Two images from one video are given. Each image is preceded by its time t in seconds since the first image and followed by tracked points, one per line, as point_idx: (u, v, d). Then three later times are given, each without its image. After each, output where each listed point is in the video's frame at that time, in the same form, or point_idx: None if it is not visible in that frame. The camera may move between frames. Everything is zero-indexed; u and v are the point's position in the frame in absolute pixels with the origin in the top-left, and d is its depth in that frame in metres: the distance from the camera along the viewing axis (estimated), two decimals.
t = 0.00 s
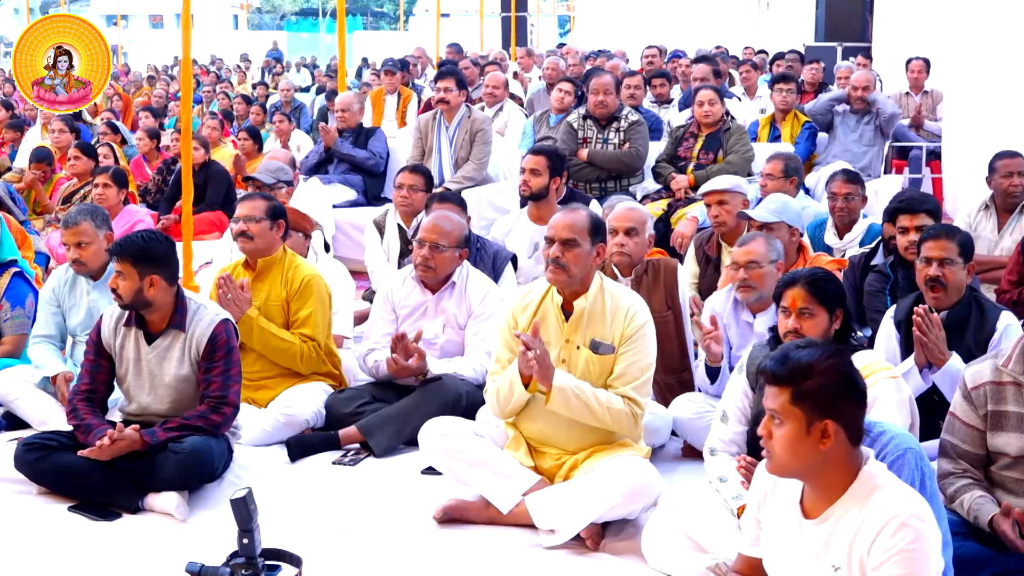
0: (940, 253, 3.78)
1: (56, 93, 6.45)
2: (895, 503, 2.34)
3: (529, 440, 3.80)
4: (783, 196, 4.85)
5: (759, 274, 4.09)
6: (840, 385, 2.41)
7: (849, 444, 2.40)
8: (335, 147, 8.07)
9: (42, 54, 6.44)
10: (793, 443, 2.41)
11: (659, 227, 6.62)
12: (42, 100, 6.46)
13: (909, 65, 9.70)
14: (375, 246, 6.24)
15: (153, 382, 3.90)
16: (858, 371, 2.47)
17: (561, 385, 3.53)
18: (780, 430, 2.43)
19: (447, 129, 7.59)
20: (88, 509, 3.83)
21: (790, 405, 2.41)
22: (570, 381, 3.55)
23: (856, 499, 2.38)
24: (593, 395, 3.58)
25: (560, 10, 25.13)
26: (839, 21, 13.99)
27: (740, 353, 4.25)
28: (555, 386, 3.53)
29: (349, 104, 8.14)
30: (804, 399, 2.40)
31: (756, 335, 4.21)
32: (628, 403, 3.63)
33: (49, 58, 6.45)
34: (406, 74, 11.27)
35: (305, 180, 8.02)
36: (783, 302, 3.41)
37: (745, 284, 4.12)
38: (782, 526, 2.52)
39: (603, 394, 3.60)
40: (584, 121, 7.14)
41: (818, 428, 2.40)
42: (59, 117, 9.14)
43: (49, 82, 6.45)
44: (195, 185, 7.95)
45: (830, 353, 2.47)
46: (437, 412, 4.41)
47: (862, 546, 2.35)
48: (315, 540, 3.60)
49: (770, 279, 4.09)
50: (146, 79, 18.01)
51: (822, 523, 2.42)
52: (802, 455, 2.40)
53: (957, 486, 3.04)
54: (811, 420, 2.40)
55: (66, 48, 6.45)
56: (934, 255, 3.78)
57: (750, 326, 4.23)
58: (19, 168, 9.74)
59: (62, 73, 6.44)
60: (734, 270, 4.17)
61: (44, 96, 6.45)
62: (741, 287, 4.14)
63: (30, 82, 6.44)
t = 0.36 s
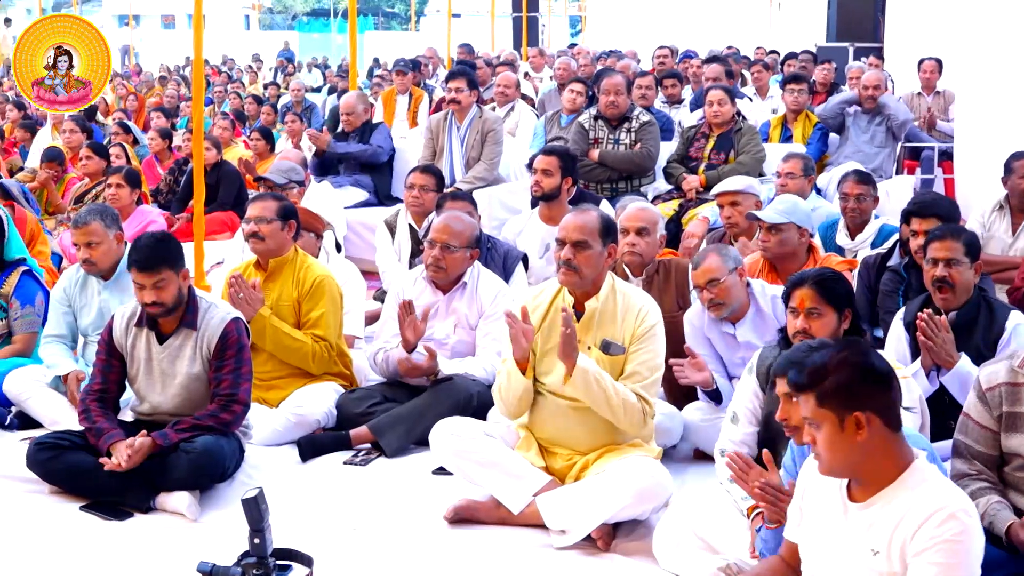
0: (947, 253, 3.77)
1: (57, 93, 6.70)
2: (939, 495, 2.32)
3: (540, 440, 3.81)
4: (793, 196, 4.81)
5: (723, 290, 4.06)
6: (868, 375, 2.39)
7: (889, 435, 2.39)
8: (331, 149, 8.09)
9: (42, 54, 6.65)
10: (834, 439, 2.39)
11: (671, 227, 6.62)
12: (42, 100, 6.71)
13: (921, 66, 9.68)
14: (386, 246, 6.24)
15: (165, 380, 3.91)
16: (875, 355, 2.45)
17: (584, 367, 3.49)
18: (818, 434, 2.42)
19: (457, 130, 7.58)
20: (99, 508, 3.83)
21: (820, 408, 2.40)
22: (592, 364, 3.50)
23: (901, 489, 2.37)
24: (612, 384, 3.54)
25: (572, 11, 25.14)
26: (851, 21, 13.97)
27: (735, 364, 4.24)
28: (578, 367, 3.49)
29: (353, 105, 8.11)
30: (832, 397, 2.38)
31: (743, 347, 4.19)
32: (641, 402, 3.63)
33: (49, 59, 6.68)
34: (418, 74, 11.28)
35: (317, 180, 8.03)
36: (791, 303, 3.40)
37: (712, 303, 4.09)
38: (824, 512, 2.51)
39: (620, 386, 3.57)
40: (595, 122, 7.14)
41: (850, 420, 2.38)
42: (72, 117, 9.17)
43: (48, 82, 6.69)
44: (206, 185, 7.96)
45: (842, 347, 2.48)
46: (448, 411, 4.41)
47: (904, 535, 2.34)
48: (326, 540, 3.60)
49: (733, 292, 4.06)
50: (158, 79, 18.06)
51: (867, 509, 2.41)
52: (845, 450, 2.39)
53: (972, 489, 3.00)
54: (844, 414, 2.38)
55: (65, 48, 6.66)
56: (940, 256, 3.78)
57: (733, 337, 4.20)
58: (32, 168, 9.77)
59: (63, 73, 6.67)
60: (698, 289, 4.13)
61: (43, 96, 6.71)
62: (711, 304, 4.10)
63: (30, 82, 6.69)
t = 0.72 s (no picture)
0: (955, 254, 3.77)
1: (56, 94, 6.47)
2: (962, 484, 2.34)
3: (551, 440, 3.80)
4: (806, 197, 4.80)
5: (743, 294, 4.05)
6: (914, 367, 2.41)
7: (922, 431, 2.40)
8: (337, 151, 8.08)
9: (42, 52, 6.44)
10: (866, 429, 2.40)
11: (683, 227, 6.62)
12: (39, 100, 6.44)
13: (934, 65, 9.66)
14: (398, 246, 6.24)
15: (177, 382, 3.92)
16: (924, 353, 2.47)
17: (590, 385, 3.52)
18: (852, 418, 2.43)
19: (469, 130, 7.59)
20: (111, 508, 3.84)
21: (859, 392, 2.42)
22: (596, 381, 3.53)
23: (926, 479, 2.37)
24: (620, 396, 3.57)
25: (584, 10, 25.14)
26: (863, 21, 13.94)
27: (749, 366, 4.22)
28: (582, 387, 3.52)
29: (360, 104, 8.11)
30: (871, 384, 2.40)
31: (760, 349, 4.17)
32: (654, 406, 3.64)
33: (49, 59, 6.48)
34: (430, 75, 11.29)
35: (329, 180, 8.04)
36: (803, 304, 3.40)
37: (731, 307, 4.07)
38: (844, 504, 2.52)
39: (629, 395, 3.59)
40: (607, 122, 7.14)
41: (888, 411, 2.40)
42: (84, 117, 9.19)
43: (49, 82, 6.48)
44: (219, 185, 7.97)
45: (890, 338, 2.49)
46: (460, 411, 4.41)
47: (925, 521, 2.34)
48: (338, 540, 3.60)
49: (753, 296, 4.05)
50: (170, 79, 18.10)
51: (890, 500, 2.42)
52: (874, 438, 2.40)
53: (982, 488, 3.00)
54: (883, 401, 2.40)
55: (66, 48, 6.52)
56: (949, 256, 3.77)
57: (750, 341, 4.18)
58: (44, 168, 9.79)
59: (62, 73, 6.50)
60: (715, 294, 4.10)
61: (44, 96, 6.47)
62: (730, 308, 4.08)
63: (30, 82, 6.45)
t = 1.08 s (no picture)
0: (968, 253, 3.76)
1: (56, 93, 7.05)
2: (927, 466, 2.34)
3: (563, 441, 3.81)
4: (815, 199, 4.81)
5: (791, 283, 4.08)
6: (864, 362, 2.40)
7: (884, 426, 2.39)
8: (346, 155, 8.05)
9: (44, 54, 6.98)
10: (828, 434, 2.39)
11: (694, 228, 6.62)
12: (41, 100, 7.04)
13: (947, 66, 9.64)
14: (410, 246, 6.24)
15: (188, 383, 3.90)
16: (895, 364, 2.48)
17: (606, 381, 3.51)
18: (812, 424, 2.41)
19: (481, 130, 7.60)
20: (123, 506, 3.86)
21: (819, 399, 2.39)
22: (613, 377, 3.52)
23: (891, 472, 2.37)
24: (634, 394, 3.56)
25: (596, 11, 25.12)
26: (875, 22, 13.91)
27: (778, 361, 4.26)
28: (600, 384, 3.50)
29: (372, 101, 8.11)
30: (834, 388, 2.37)
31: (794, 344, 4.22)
32: (665, 408, 3.64)
33: (49, 59, 7.01)
34: (442, 75, 11.29)
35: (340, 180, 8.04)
36: (817, 304, 3.39)
37: (777, 294, 4.10)
38: (821, 508, 2.51)
39: (643, 395, 3.59)
40: (619, 122, 7.14)
41: (848, 415, 2.38)
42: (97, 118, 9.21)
43: (48, 82, 7.02)
44: (231, 185, 7.99)
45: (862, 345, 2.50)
46: (472, 410, 4.42)
47: (898, 510, 2.33)
48: (350, 540, 3.60)
49: (801, 287, 4.09)
50: (182, 79, 18.13)
51: (861, 500, 2.41)
52: (836, 440, 2.39)
53: (994, 490, 2.99)
54: (841, 404, 2.37)
55: (65, 47, 7.03)
56: (961, 256, 3.77)
57: (784, 334, 4.23)
58: (57, 168, 9.82)
59: (63, 73, 7.03)
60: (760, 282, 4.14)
61: (43, 95, 7.03)
62: (774, 299, 4.12)
63: (30, 82, 7.01)
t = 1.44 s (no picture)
0: (983, 253, 3.75)
1: (56, 94, 7.89)
2: (843, 449, 2.16)
3: (575, 442, 3.80)
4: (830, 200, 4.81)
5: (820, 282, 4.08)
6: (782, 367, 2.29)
7: (809, 434, 2.25)
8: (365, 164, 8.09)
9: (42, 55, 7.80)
10: (755, 441, 2.24)
11: (707, 228, 6.62)
12: (41, 100, 7.87)
13: (961, 66, 9.62)
14: (422, 247, 6.24)
15: (200, 386, 3.90)
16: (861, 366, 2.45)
17: (610, 400, 3.54)
18: (741, 440, 2.25)
19: (494, 130, 7.60)
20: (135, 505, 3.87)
21: (744, 408, 2.25)
22: (618, 395, 3.55)
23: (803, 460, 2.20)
24: (641, 406, 3.57)
25: (609, 12, 25.14)
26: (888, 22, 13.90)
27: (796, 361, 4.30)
28: (605, 403, 3.54)
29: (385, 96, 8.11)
30: (752, 396, 2.24)
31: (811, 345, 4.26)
32: (677, 413, 3.64)
33: (49, 59, 7.85)
34: (455, 74, 11.31)
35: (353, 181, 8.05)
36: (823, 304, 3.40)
37: (803, 294, 4.11)
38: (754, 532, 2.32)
39: (651, 405, 3.59)
40: (632, 122, 7.13)
41: (774, 417, 2.23)
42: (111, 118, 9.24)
43: (49, 82, 7.86)
44: (244, 185, 8.00)
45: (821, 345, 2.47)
46: (484, 412, 4.42)
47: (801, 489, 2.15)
48: (362, 540, 3.60)
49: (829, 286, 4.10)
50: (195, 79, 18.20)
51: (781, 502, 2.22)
52: (761, 443, 2.23)
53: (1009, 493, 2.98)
54: (758, 400, 2.24)
55: (66, 48, 7.90)
56: (976, 256, 3.75)
57: (802, 335, 4.27)
58: (70, 168, 9.85)
59: (63, 74, 7.89)
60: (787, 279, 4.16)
61: (45, 95, 7.86)
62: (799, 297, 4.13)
63: (32, 83, 7.82)
